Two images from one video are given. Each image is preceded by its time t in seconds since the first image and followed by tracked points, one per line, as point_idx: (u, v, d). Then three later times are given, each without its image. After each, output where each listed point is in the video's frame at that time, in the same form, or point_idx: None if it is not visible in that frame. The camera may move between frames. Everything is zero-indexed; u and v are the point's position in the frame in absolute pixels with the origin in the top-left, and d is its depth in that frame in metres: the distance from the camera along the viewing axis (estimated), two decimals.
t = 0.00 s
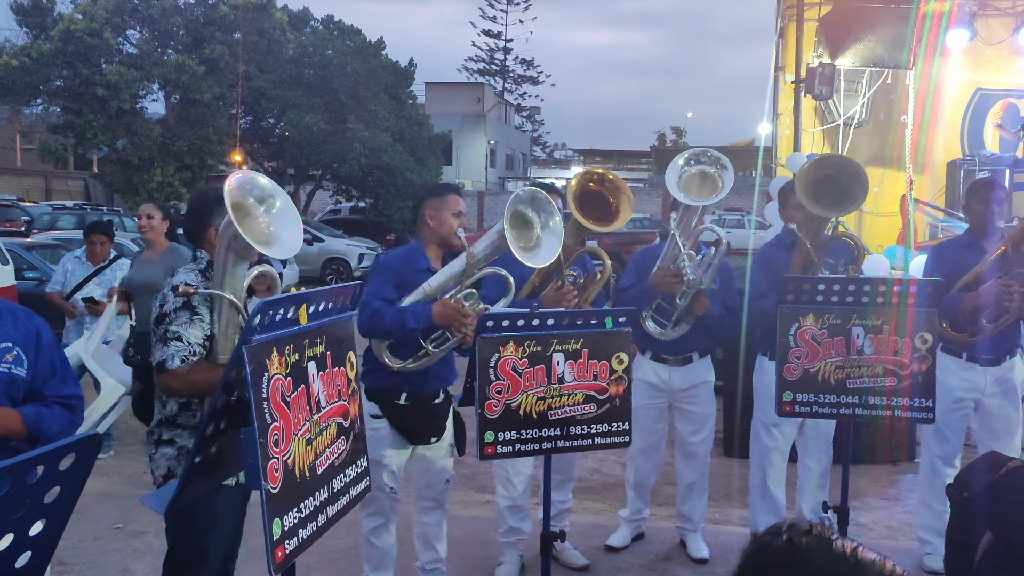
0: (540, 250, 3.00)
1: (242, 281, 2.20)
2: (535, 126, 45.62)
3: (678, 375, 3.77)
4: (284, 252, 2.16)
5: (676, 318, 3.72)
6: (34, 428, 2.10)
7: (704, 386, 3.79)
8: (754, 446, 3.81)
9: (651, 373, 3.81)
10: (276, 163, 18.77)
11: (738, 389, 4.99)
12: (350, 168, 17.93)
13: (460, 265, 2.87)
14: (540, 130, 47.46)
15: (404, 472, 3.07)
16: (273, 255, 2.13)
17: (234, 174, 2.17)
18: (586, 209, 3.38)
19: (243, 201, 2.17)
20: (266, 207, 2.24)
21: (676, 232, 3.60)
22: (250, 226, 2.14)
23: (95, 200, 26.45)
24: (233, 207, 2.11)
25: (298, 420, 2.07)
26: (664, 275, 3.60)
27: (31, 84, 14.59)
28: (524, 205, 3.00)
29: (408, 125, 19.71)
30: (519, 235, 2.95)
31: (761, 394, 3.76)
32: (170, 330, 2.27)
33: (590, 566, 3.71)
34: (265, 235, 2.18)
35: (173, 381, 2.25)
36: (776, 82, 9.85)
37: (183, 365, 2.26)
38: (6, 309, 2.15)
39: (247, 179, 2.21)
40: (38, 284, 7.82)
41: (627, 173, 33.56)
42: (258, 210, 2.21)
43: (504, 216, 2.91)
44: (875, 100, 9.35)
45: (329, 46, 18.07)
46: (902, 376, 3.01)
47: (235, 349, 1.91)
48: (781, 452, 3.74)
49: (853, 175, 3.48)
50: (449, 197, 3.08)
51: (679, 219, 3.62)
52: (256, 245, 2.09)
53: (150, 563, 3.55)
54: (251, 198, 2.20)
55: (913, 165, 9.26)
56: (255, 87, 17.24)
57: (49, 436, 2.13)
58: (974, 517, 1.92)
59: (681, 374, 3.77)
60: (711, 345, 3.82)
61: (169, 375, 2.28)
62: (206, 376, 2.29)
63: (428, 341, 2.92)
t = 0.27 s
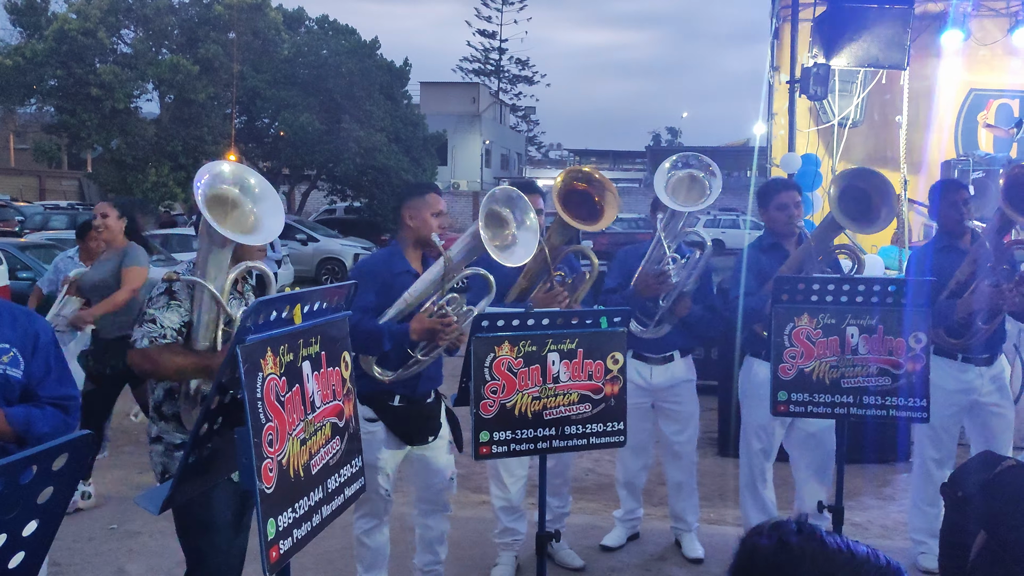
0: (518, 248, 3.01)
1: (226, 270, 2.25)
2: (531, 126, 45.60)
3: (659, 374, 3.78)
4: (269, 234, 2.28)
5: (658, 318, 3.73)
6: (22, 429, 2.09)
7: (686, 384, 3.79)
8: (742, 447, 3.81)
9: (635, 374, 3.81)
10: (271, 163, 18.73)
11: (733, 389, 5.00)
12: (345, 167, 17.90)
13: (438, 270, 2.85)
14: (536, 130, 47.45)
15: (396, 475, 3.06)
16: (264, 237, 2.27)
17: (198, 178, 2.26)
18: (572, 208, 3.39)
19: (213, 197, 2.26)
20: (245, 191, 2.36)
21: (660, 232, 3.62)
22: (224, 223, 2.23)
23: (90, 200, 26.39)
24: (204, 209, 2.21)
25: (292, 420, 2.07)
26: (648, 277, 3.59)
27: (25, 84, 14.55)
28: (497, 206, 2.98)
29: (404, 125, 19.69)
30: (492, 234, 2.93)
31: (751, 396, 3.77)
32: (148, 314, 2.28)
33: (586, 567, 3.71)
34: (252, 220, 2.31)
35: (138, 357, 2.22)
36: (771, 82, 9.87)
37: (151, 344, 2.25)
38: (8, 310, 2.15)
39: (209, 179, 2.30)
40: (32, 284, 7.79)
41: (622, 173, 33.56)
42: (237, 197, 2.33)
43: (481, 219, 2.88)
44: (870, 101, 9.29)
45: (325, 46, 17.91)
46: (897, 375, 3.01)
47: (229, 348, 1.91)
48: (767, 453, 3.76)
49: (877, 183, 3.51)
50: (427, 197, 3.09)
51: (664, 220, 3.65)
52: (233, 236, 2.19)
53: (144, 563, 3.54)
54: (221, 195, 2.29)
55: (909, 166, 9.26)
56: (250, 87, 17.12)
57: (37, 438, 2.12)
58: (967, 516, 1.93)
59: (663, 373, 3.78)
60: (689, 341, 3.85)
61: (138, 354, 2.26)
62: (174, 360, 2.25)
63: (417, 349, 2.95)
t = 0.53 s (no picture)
0: (493, 230, 2.96)
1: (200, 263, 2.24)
2: (527, 126, 45.60)
3: (655, 374, 3.79)
4: (240, 216, 2.27)
5: (655, 322, 3.73)
6: (12, 427, 2.06)
7: (681, 383, 3.82)
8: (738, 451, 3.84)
9: (631, 375, 3.78)
10: (267, 163, 18.73)
11: (729, 389, 5.01)
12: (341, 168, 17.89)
13: (418, 270, 2.78)
14: (533, 130, 47.44)
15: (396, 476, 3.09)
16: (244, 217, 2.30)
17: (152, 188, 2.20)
18: (569, 208, 3.39)
19: (173, 199, 2.22)
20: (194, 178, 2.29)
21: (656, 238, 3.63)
22: (193, 220, 2.22)
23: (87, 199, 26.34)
24: (169, 216, 2.17)
25: (289, 421, 2.07)
26: (653, 280, 3.53)
27: (21, 84, 14.52)
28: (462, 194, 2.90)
29: (400, 126, 19.69)
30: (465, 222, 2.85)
31: (748, 397, 3.79)
32: (128, 307, 2.34)
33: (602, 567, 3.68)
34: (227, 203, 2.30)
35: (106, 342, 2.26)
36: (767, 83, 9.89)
37: (122, 333, 2.27)
38: (10, 309, 2.15)
39: (163, 182, 2.24)
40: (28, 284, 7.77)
41: (619, 174, 33.57)
42: (194, 188, 2.28)
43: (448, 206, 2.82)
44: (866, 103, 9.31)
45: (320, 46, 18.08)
46: (893, 375, 3.02)
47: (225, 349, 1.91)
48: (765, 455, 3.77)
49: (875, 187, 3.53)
50: (419, 198, 3.10)
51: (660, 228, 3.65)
52: (202, 229, 2.18)
53: (140, 564, 3.54)
54: (178, 196, 2.24)
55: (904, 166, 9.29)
56: (246, 87, 17.13)
57: (27, 435, 2.09)
58: (963, 515, 1.93)
59: (659, 373, 3.79)
60: (685, 344, 3.87)
61: (112, 343, 2.29)
62: (139, 345, 2.24)
63: (415, 351, 2.87)
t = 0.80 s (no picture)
0: (495, 223, 2.95)
1: (191, 258, 2.23)
2: (525, 126, 45.60)
3: (667, 377, 3.78)
4: (228, 205, 2.27)
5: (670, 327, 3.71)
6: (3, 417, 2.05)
7: (694, 386, 3.82)
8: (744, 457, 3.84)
9: (642, 377, 3.78)
10: (264, 164, 18.73)
11: (727, 390, 5.02)
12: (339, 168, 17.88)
13: (424, 268, 2.80)
14: (530, 130, 47.44)
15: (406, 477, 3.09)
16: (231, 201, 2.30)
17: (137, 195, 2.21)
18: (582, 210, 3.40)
19: (159, 201, 2.24)
20: (177, 177, 2.32)
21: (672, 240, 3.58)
22: (181, 217, 2.22)
23: (83, 200, 26.28)
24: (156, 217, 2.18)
25: (288, 422, 2.07)
26: (672, 285, 3.53)
27: (18, 84, 14.50)
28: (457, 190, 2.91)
29: (398, 126, 19.69)
30: (464, 217, 2.85)
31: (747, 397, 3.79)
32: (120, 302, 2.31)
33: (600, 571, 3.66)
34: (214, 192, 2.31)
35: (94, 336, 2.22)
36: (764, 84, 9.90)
37: (111, 329, 2.23)
38: (10, 303, 2.16)
39: (148, 188, 2.26)
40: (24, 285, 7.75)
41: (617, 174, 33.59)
42: (178, 186, 2.30)
43: (445, 204, 2.83)
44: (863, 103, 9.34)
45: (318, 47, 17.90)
46: (890, 376, 3.03)
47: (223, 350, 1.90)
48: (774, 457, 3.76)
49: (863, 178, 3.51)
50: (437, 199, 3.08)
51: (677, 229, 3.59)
52: (188, 224, 2.18)
53: (139, 565, 3.53)
54: (164, 198, 2.26)
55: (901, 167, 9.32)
56: (243, 87, 17.08)
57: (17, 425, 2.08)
58: (960, 515, 1.94)
59: (671, 375, 3.79)
60: (699, 346, 3.88)
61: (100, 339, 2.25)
62: (129, 340, 2.22)
63: (426, 349, 2.94)
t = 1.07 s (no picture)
0: (521, 238, 2.95)
1: (197, 262, 2.23)
2: (523, 126, 45.59)
3: (675, 378, 3.77)
4: (245, 215, 2.27)
5: (681, 330, 3.70)
6: None
7: (701, 388, 3.81)
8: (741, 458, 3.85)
9: (650, 377, 3.79)
10: (262, 164, 18.71)
11: (725, 390, 5.03)
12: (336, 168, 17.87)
13: (445, 273, 2.85)
14: (528, 130, 47.43)
15: (406, 474, 3.09)
16: (249, 216, 2.29)
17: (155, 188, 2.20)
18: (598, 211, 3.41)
19: (176, 198, 2.22)
20: (201, 178, 2.31)
21: (689, 246, 3.62)
22: (196, 219, 2.21)
23: (81, 200, 26.26)
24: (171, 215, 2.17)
25: (287, 422, 2.07)
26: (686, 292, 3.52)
27: (15, 84, 14.48)
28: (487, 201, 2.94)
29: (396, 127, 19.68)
30: (489, 230, 2.87)
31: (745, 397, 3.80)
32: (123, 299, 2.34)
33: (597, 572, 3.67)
34: (231, 203, 2.29)
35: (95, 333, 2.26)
36: (762, 84, 9.91)
37: (113, 326, 2.27)
38: (6, 302, 2.15)
39: (168, 183, 2.25)
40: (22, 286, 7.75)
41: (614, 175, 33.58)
42: (200, 189, 2.28)
43: (472, 213, 2.86)
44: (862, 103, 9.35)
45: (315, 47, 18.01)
46: (888, 376, 3.03)
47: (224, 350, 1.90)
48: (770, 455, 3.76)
49: (863, 187, 3.48)
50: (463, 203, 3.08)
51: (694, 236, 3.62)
52: (203, 228, 2.17)
53: (137, 565, 3.53)
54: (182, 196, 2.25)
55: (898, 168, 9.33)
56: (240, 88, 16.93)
57: (12, 422, 2.07)
58: (958, 516, 1.95)
59: (678, 376, 3.78)
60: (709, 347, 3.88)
61: (102, 335, 2.29)
62: (129, 340, 2.24)
63: (434, 351, 2.99)
